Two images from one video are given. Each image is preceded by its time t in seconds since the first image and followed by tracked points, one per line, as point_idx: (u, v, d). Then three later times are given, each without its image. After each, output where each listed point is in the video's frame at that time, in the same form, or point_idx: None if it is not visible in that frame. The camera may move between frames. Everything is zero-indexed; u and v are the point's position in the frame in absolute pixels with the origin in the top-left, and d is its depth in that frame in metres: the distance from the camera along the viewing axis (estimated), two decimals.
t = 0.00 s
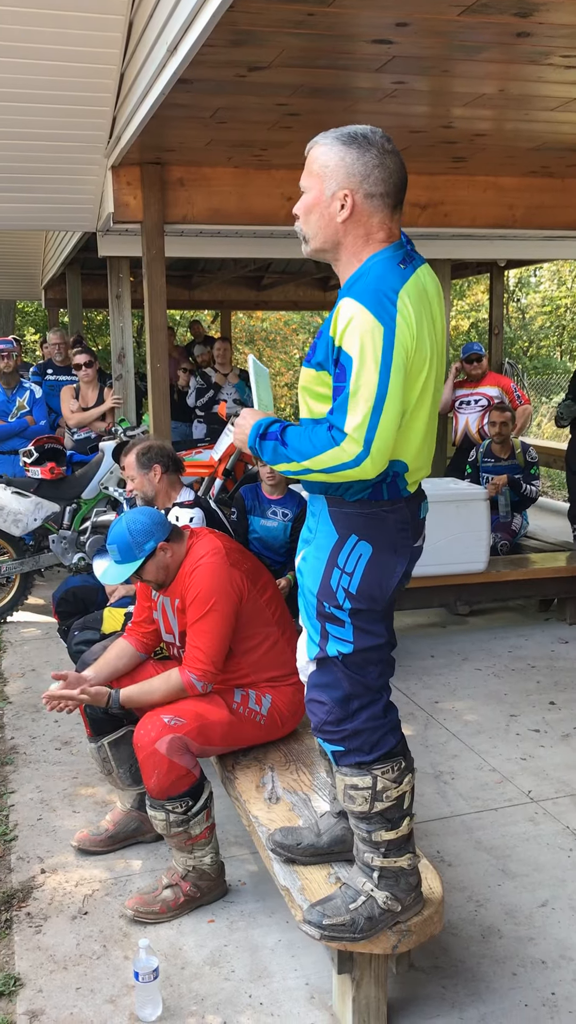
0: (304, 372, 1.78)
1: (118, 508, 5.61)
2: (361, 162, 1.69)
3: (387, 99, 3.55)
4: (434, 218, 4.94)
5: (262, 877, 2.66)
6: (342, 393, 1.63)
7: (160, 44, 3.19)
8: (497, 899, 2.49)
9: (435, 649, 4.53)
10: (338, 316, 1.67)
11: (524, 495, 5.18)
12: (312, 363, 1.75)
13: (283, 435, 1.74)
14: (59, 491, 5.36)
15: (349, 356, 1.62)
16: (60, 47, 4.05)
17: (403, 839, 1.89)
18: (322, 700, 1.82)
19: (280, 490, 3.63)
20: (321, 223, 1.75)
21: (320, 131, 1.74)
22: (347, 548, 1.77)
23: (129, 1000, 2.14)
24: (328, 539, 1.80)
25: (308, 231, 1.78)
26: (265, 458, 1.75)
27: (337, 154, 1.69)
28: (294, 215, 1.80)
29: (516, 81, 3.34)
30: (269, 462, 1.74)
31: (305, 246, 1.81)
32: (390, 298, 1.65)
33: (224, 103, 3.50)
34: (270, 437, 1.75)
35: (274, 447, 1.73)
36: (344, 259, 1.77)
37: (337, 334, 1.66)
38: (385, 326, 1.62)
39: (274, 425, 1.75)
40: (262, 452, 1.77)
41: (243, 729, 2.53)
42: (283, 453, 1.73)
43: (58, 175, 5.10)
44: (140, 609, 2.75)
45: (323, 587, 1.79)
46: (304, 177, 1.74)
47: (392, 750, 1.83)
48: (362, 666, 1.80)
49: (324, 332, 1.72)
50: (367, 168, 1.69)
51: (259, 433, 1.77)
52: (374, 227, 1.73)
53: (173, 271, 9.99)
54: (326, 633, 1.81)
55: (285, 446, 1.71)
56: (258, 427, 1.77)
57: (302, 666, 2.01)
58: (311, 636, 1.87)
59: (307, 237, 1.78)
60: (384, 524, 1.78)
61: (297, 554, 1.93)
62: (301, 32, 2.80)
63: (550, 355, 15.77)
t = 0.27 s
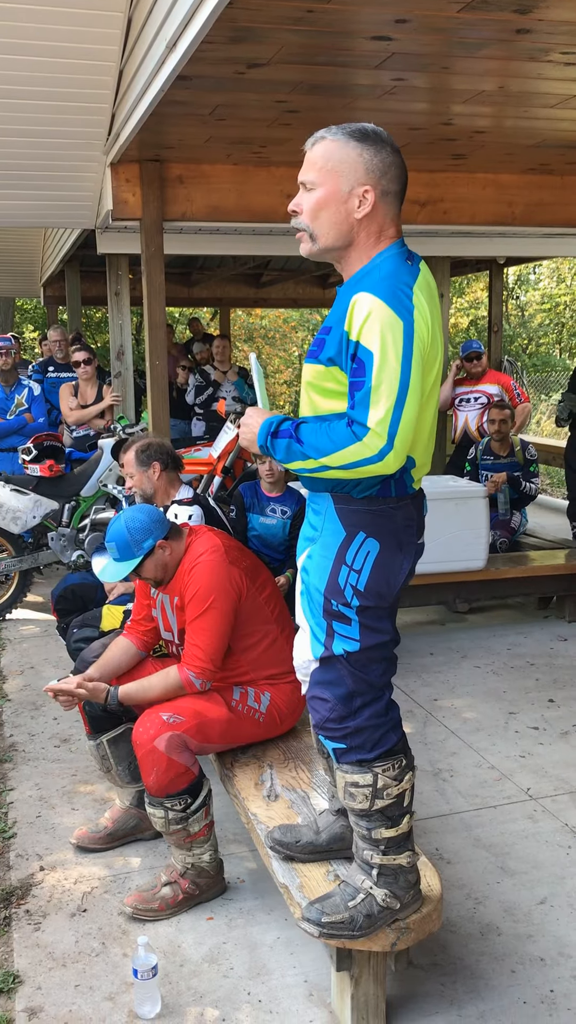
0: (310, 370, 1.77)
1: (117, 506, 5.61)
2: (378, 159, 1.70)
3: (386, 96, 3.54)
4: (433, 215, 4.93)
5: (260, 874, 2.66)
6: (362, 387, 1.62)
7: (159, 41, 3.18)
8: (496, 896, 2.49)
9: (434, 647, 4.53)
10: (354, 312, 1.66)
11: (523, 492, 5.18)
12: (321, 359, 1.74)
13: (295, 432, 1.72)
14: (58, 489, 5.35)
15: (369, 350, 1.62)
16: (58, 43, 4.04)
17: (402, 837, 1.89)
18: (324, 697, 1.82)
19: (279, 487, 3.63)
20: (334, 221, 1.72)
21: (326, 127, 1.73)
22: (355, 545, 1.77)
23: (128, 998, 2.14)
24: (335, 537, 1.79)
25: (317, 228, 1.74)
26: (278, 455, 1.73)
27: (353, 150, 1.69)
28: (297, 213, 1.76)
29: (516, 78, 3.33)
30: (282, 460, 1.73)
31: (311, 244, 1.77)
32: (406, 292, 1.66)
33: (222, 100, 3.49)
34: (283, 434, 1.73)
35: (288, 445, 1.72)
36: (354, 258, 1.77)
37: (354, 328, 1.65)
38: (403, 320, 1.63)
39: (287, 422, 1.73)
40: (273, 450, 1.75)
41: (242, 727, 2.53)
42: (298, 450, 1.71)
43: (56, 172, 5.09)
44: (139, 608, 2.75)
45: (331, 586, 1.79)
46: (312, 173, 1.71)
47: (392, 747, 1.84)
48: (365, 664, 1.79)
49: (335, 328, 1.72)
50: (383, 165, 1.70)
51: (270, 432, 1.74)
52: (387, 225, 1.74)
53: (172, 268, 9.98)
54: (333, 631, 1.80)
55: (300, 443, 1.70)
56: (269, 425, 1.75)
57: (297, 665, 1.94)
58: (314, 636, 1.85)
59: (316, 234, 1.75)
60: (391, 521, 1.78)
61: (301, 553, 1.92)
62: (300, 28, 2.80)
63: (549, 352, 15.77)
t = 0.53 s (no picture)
0: (322, 367, 1.77)
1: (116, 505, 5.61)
2: (393, 157, 1.72)
3: (385, 96, 3.54)
4: (433, 215, 4.93)
5: (260, 873, 2.66)
6: (389, 382, 1.64)
7: (158, 40, 3.18)
8: (494, 895, 2.49)
9: (434, 646, 4.54)
10: (375, 308, 1.67)
11: (522, 492, 5.18)
12: (335, 356, 1.74)
13: (314, 427, 1.71)
14: (57, 488, 5.36)
15: (395, 347, 1.63)
16: (57, 42, 4.03)
17: (402, 837, 1.89)
18: (327, 697, 1.81)
19: (278, 486, 3.64)
20: (357, 219, 1.72)
21: (337, 125, 1.73)
22: (364, 544, 1.78)
23: (127, 997, 2.15)
24: (343, 536, 1.78)
25: (340, 227, 1.73)
26: (295, 450, 1.72)
27: (371, 148, 1.70)
28: (316, 212, 1.73)
29: (515, 77, 3.33)
30: (300, 455, 1.72)
31: (331, 243, 1.75)
32: (425, 291, 1.69)
33: (222, 99, 3.49)
34: (301, 429, 1.71)
35: (306, 440, 1.71)
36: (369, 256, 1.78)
37: (376, 325, 1.66)
38: (427, 318, 1.65)
39: (304, 418, 1.72)
40: (290, 445, 1.72)
41: (241, 726, 2.54)
42: (317, 444, 1.70)
43: (56, 171, 5.09)
44: (138, 607, 2.75)
45: (339, 586, 1.77)
46: (337, 170, 1.69)
47: (393, 747, 1.84)
48: (369, 663, 1.80)
49: (350, 325, 1.72)
50: (397, 163, 1.73)
51: (286, 426, 1.72)
52: (397, 223, 1.78)
53: (171, 268, 9.97)
54: (338, 633, 1.78)
55: (320, 437, 1.70)
56: (285, 420, 1.72)
57: (292, 666, 1.95)
58: (315, 637, 1.82)
59: (337, 233, 1.73)
60: (395, 520, 1.81)
61: (300, 555, 1.88)
62: (300, 28, 2.80)
63: (549, 351, 15.78)
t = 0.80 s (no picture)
0: (340, 368, 1.76)
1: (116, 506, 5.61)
2: (397, 158, 1.77)
3: (385, 97, 3.55)
4: (432, 216, 4.93)
5: (259, 874, 2.66)
6: (424, 378, 1.66)
7: (158, 41, 3.18)
8: (494, 896, 2.49)
9: (433, 647, 4.54)
10: (401, 307, 1.69)
11: (522, 493, 5.18)
12: (356, 357, 1.74)
13: (347, 428, 1.70)
14: (57, 489, 5.36)
15: (426, 343, 1.66)
16: (56, 43, 4.04)
17: (403, 838, 1.90)
18: (335, 698, 1.81)
19: (278, 488, 3.66)
20: (369, 217, 1.74)
21: (342, 124, 1.75)
22: (381, 544, 1.79)
23: (127, 998, 2.15)
24: (360, 536, 1.78)
25: (354, 224, 1.74)
26: (330, 453, 1.71)
27: (380, 148, 1.73)
28: (328, 208, 1.74)
29: (515, 79, 3.34)
30: (335, 458, 1.70)
31: (344, 240, 1.75)
32: (442, 290, 1.73)
33: (222, 101, 3.50)
34: (335, 431, 1.70)
35: (341, 442, 1.70)
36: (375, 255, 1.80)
37: (404, 323, 1.69)
38: (452, 314, 1.70)
39: (335, 420, 1.71)
40: (324, 448, 1.71)
41: (241, 727, 2.54)
42: (354, 445, 1.69)
43: (55, 173, 5.09)
44: (138, 608, 2.75)
45: (357, 587, 1.77)
46: (351, 167, 1.71)
47: (398, 750, 1.84)
48: (378, 665, 1.80)
49: (369, 325, 1.72)
50: (400, 165, 1.78)
51: (318, 430, 1.71)
52: (398, 224, 1.82)
53: (171, 269, 9.98)
54: (351, 636, 1.77)
55: (356, 438, 1.69)
56: (316, 423, 1.71)
57: (289, 672, 2.06)
58: (326, 640, 1.80)
59: (350, 230, 1.74)
60: (406, 520, 1.83)
61: (308, 559, 1.86)
62: (299, 30, 2.81)
63: (549, 352, 15.78)
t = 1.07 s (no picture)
0: (358, 368, 1.76)
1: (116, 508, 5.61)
2: (400, 164, 1.82)
3: (385, 100, 3.55)
4: (432, 218, 4.94)
5: (260, 876, 2.66)
6: (450, 375, 1.68)
7: (158, 44, 3.19)
8: (494, 898, 2.49)
9: (434, 648, 4.54)
10: (422, 306, 1.71)
11: (522, 494, 5.22)
12: (376, 357, 1.74)
13: (376, 428, 1.70)
14: (57, 491, 5.36)
15: (451, 342, 1.69)
16: (56, 46, 4.04)
17: (404, 841, 1.90)
18: (343, 701, 1.80)
19: (279, 490, 3.69)
20: (380, 216, 1.77)
21: (352, 124, 1.78)
22: (398, 544, 1.80)
23: (127, 1000, 2.15)
24: (378, 537, 1.79)
25: (369, 221, 1.76)
26: (362, 454, 1.69)
27: (390, 150, 1.78)
28: (344, 203, 1.76)
29: (514, 81, 3.34)
30: (367, 459, 1.69)
31: (358, 237, 1.76)
32: (452, 290, 1.77)
33: (221, 103, 3.50)
34: (366, 432, 1.69)
35: (373, 443, 1.69)
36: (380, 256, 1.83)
37: (427, 322, 1.70)
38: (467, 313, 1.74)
39: (365, 421, 1.70)
40: (355, 449, 1.70)
41: (241, 729, 2.54)
42: (386, 444, 1.69)
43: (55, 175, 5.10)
44: (138, 609, 2.76)
45: (377, 588, 1.77)
46: (367, 165, 1.74)
47: (403, 753, 1.85)
48: (388, 668, 1.81)
49: (388, 325, 1.73)
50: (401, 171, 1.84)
51: (349, 431, 1.69)
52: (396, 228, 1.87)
53: (171, 271, 9.98)
54: (366, 638, 1.77)
55: (387, 437, 1.69)
56: (347, 424, 1.69)
57: (288, 677, 2.10)
58: (339, 641, 1.80)
59: (365, 228, 1.76)
60: (417, 519, 1.86)
61: (319, 562, 1.85)
62: (299, 33, 2.81)
63: (549, 354, 15.79)
